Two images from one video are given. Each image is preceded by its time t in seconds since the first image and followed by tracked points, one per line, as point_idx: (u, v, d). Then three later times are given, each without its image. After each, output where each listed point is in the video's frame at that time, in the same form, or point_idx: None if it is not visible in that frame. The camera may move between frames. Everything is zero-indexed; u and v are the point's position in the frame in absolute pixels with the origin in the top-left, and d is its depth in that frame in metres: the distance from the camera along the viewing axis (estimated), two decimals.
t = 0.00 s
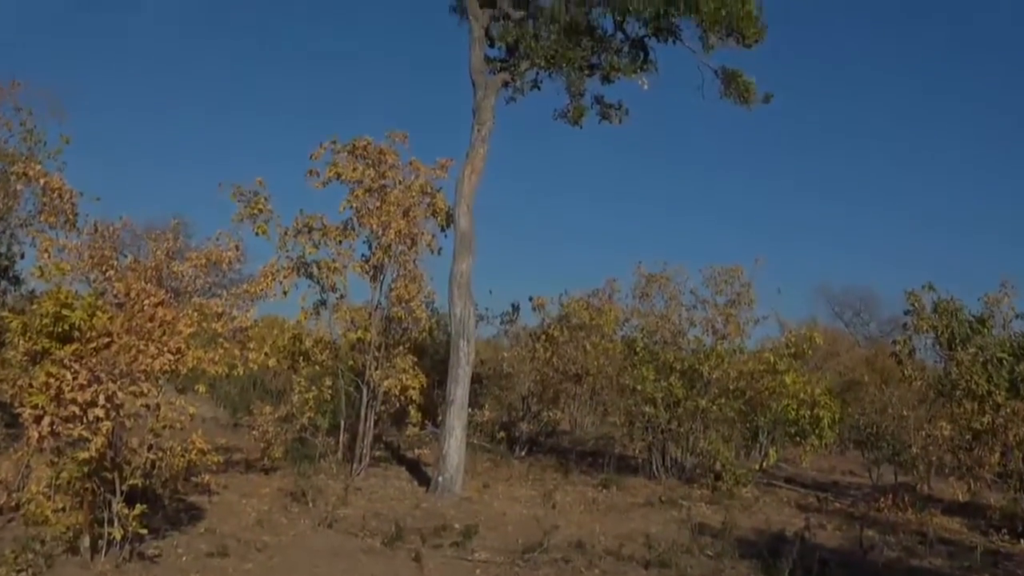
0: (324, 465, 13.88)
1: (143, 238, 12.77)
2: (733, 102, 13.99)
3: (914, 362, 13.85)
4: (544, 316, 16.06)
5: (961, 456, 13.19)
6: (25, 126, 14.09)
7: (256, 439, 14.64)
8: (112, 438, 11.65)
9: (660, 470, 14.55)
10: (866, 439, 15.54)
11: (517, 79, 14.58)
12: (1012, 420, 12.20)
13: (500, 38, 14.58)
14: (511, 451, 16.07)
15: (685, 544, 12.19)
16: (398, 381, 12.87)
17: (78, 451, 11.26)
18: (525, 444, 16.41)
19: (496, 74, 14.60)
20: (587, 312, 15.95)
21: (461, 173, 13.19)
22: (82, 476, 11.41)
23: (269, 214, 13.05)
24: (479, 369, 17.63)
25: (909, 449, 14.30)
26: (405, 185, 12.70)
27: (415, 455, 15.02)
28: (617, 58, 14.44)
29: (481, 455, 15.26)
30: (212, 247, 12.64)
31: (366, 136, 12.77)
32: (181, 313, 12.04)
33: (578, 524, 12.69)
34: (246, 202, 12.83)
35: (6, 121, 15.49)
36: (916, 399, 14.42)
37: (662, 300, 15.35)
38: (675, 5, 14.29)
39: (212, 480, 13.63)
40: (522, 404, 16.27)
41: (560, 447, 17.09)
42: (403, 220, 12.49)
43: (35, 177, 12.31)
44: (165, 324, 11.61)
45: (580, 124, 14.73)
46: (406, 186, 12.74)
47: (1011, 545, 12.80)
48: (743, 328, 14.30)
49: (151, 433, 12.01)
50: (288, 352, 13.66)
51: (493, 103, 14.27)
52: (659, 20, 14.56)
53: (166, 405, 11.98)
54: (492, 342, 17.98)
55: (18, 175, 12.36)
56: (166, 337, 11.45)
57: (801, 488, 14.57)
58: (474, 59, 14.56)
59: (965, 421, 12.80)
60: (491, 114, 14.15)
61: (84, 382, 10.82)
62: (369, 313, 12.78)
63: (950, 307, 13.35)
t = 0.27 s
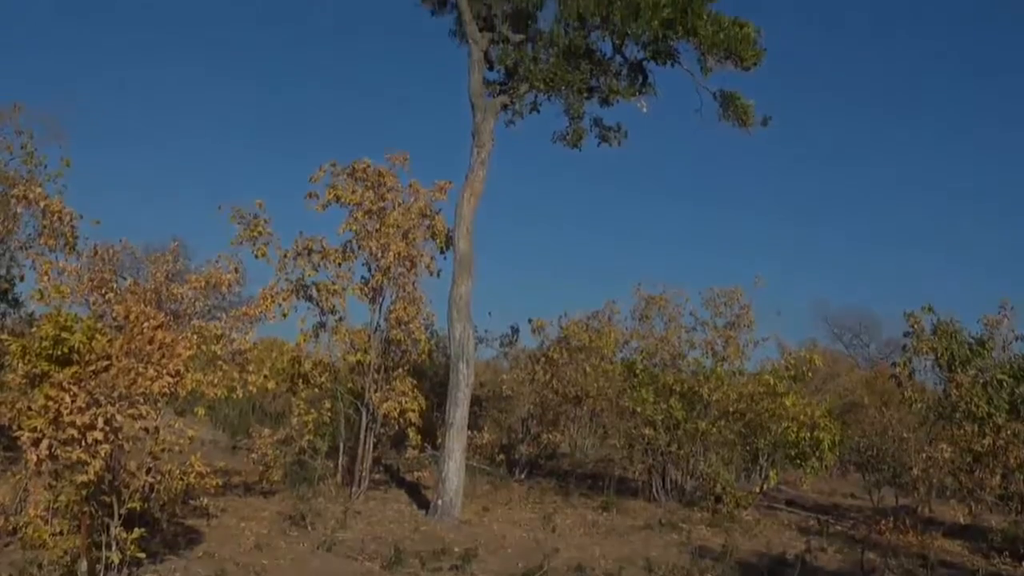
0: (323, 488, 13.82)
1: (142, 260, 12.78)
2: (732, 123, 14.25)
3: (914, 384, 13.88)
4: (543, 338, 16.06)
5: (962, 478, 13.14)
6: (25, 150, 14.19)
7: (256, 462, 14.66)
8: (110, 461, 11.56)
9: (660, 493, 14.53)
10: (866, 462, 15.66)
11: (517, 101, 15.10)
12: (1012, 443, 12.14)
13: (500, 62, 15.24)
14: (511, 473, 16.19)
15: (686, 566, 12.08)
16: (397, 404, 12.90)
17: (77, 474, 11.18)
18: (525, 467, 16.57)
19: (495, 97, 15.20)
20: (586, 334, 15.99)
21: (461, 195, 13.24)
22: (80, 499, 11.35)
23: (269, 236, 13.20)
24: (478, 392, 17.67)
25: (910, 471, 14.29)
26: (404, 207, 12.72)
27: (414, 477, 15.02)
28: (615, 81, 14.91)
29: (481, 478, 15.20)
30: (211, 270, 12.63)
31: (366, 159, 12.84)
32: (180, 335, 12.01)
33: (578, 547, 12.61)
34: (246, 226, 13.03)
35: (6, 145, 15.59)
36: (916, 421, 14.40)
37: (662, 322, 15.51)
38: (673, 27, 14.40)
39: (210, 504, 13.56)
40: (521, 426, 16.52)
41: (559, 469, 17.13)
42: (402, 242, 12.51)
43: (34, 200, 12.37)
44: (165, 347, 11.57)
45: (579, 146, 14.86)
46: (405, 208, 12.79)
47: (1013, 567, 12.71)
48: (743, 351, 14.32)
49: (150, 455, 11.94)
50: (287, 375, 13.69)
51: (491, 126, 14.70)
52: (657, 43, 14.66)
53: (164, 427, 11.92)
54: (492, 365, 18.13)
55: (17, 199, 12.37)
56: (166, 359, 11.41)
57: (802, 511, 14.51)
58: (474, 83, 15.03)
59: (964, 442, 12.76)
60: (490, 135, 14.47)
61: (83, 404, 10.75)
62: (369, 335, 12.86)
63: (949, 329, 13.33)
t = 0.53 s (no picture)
0: (320, 513, 13.76)
1: (140, 285, 12.74)
2: (728, 149, 14.49)
3: (911, 408, 13.91)
4: (540, 363, 16.07)
5: (961, 502, 13.10)
6: (23, 175, 14.25)
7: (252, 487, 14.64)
8: (106, 486, 11.51)
9: (658, 518, 14.49)
10: (864, 487, 15.76)
11: (513, 127, 15.22)
12: (1009, 467, 12.11)
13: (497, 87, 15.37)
14: (508, 497, 16.16)
15: None
16: (394, 429, 12.92)
17: (71, 500, 11.17)
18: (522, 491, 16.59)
19: (492, 122, 15.33)
20: (584, 358, 16.05)
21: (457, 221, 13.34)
22: (75, 525, 11.37)
23: (265, 262, 13.65)
24: (475, 417, 17.69)
25: (908, 495, 14.29)
26: (402, 232, 12.79)
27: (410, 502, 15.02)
28: (612, 106, 15.01)
29: (478, 503, 15.15)
30: (208, 294, 12.63)
31: (363, 184, 12.88)
32: (177, 360, 11.96)
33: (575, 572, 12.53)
34: (243, 250, 13.51)
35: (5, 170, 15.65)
36: (913, 446, 14.39)
37: (659, 347, 15.59)
38: (670, 53, 14.49)
39: (206, 530, 13.50)
40: (519, 451, 16.61)
41: (556, 494, 17.13)
42: (399, 266, 12.56)
43: (32, 225, 12.39)
44: (162, 372, 11.50)
45: (576, 171, 15.01)
46: (403, 233, 12.86)
47: None
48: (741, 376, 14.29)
49: (146, 480, 11.88)
50: (284, 400, 13.70)
51: (488, 151, 14.84)
52: (654, 68, 14.76)
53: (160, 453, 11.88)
54: (489, 389, 18.21)
55: (15, 224, 12.38)
56: (162, 384, 11.32)
57: (800, 536, 14.46)
58: (471, 108, 15.24)
59: (962, 467, 12.73)
60: (488, 161, 14.77)
61: (79, 430, 10.65)
62: (366, 360, 12.89)
63: (946, 353, 13.34)
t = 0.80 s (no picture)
0: (314, 540, 13.68)
1: (134, 310, 12.61)
2: (722, 174, 14.65)
3: (907, 433, 13.93)
4: (536, 388, 16.07)
5: (957, 528, 13.05)
6: (18, 201, 14.31)
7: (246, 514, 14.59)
8: (99, 513, 11.51)
9: (653, 543, 14.49)
10: (861, 513, 15.94)
11: (508, 152, 15.27)
12: (1006, 492, 12.10)
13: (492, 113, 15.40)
14: (504, 523, 16.14)
15: None
16: (389, 455, 12.94)
17: (64, 527, 11.11)
18: (517, 518, 16.61)
19: (487, 148, 15.40)
20: (579, 384, 16.07)
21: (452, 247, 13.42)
22: (68, 552, 11.38)
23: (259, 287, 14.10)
24: (470, 443, 17.67)
25: (905, 521, 14.29)
26: (396, 257, 12.88)
27: (405, 528, 15.10)
28: (606, 132, 15.09)
29: (473, 529, 15.07)
30: (203, 319, 12.63)
31: (358, 209, 12.98)
32: (171, 385, 11.92)
33: None
34: (238, 276, 14.01)
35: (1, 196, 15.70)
36: (909, 471, 14.36)
37: (654, 373, 15.62)
38: (664, 79, 14.57)
39: (199, 556, 13.41)
40: (514, 476, 16.60)
41: (552, 520, 17.15)
42: (394, 291, 12.62)
43: (26, 250, 12.42)
44: (156, 398, 11.45)
45: (571, 196, 15.13)
46: (397, 258, 12.94)
47: None
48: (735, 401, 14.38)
49: (139, 506, 11.82)
50: (278, 425, 13.65)
51: (483, 177, 14.93)
52: (648, 94, 14.85)
53: (153, 478, 11.82)
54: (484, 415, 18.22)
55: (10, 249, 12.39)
56: (156, 410, 11.28)
57: (796, 563, 14.40)
58: (466, 134, 15.34)
59: (958, 492, 12.69)
60: (483, 186, 14.85)
61: (72, 456, 10.52)
62: (361, 386, 12.89)
63: (941, 378, 13.36)
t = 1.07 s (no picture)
0: (311, 568, 13.59)
1: (132, 337, 12.59)
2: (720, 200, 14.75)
3: (906, 459, 13.91)
4: (535, 415, 16.03)
5: (958, 554, 12.98)
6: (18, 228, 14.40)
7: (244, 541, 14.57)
8: (96, 541, 11.46)
9: (652, 569, 14.45)
10: (860, 539, 16.13)
11: (506, 179, 15.37)
12: (1007, 518, 12.06)
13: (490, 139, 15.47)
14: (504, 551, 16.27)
15: None
16: (386, 481, 12.93)
17: (60, 555, 11.04)
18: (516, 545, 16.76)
19: (485, 174, 15.48)
20: (578, 410, 16.01)
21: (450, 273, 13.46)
22: None
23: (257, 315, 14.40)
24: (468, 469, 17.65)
25: (905, 548, 14.28)
26: (394, 283, 12.92)
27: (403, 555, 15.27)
28: (604, 158, 15.15)
29: (472, 557, 14.98)
30: (201, 346, 12.64)
31: (357, 236, 13.06)
32: (169, 412, 11.89)
33: None
34: (236, 303, 14.31)
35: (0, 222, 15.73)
36: (909, 498, 14.33)
37: (653, 399, 15.61)
38: (662, 105, 14.65)
39: None
40: (513, 503, 16.75)
41: (551, 547, 17.23)
42: (392, 317, 12.67)
43: (25, 276, 12.47)
44: (154, 425, 11.44)
45: (569, 223, 15.20)
46: (396, 284, 12.98)
47: None
48: (734, 427, 14.36)
49: (136, 534, 11.77)
50: (275, 452, 13.56)
51: (482, 204, 14.97)
52: (646, 121, 14.94)
53: (151, 506, 11.78)
54: (482, 440, 18.25)
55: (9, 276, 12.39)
56: (154, 437, 11.29)
57: None
58: (464, 161, 15.41)
59: (959, 518, 12.64)
60: (482, 212, 14.90)
61: (70, 483, 10.41)
62: (359, 412, 12.81)
63: (940, 404, 13.35)
